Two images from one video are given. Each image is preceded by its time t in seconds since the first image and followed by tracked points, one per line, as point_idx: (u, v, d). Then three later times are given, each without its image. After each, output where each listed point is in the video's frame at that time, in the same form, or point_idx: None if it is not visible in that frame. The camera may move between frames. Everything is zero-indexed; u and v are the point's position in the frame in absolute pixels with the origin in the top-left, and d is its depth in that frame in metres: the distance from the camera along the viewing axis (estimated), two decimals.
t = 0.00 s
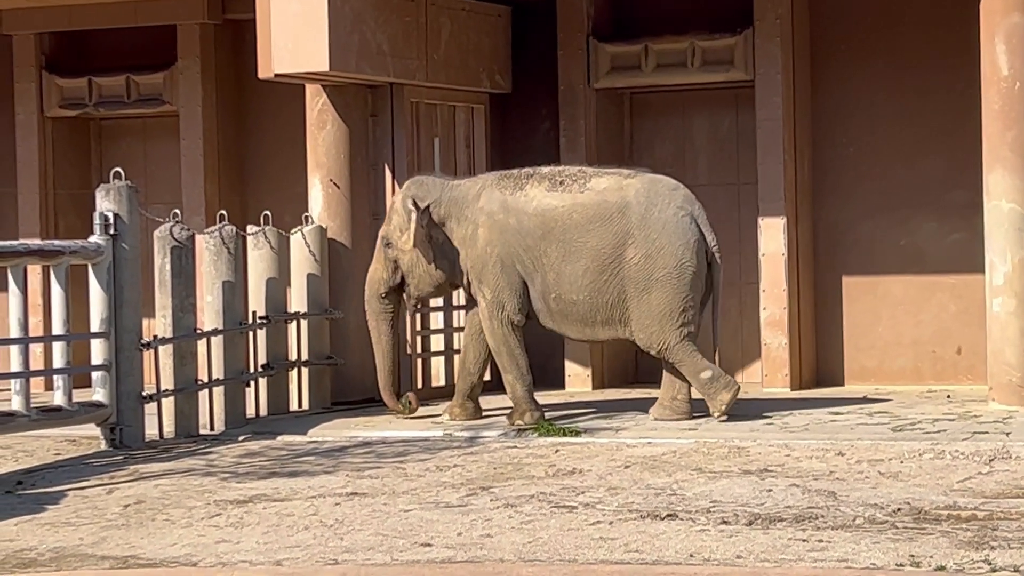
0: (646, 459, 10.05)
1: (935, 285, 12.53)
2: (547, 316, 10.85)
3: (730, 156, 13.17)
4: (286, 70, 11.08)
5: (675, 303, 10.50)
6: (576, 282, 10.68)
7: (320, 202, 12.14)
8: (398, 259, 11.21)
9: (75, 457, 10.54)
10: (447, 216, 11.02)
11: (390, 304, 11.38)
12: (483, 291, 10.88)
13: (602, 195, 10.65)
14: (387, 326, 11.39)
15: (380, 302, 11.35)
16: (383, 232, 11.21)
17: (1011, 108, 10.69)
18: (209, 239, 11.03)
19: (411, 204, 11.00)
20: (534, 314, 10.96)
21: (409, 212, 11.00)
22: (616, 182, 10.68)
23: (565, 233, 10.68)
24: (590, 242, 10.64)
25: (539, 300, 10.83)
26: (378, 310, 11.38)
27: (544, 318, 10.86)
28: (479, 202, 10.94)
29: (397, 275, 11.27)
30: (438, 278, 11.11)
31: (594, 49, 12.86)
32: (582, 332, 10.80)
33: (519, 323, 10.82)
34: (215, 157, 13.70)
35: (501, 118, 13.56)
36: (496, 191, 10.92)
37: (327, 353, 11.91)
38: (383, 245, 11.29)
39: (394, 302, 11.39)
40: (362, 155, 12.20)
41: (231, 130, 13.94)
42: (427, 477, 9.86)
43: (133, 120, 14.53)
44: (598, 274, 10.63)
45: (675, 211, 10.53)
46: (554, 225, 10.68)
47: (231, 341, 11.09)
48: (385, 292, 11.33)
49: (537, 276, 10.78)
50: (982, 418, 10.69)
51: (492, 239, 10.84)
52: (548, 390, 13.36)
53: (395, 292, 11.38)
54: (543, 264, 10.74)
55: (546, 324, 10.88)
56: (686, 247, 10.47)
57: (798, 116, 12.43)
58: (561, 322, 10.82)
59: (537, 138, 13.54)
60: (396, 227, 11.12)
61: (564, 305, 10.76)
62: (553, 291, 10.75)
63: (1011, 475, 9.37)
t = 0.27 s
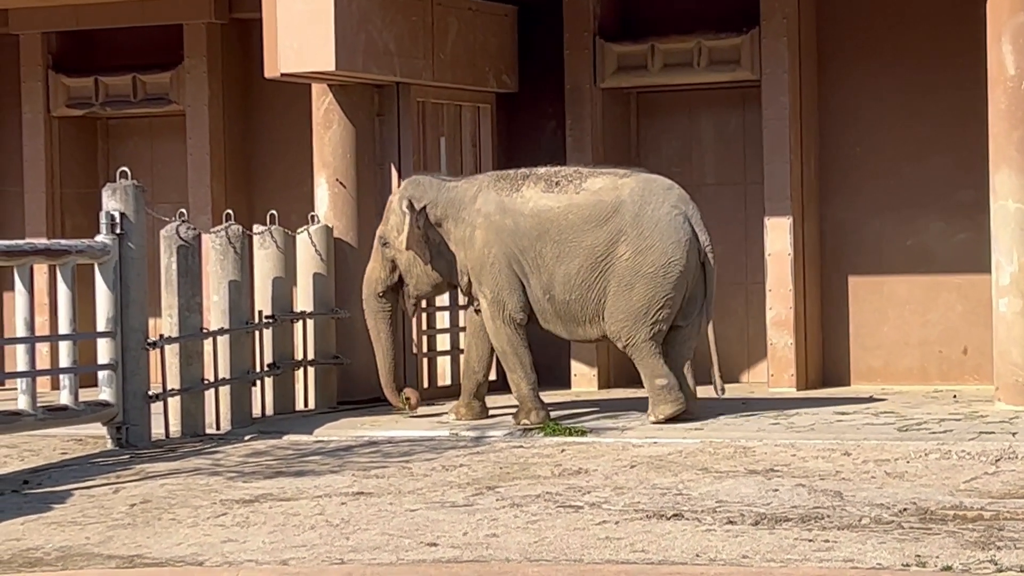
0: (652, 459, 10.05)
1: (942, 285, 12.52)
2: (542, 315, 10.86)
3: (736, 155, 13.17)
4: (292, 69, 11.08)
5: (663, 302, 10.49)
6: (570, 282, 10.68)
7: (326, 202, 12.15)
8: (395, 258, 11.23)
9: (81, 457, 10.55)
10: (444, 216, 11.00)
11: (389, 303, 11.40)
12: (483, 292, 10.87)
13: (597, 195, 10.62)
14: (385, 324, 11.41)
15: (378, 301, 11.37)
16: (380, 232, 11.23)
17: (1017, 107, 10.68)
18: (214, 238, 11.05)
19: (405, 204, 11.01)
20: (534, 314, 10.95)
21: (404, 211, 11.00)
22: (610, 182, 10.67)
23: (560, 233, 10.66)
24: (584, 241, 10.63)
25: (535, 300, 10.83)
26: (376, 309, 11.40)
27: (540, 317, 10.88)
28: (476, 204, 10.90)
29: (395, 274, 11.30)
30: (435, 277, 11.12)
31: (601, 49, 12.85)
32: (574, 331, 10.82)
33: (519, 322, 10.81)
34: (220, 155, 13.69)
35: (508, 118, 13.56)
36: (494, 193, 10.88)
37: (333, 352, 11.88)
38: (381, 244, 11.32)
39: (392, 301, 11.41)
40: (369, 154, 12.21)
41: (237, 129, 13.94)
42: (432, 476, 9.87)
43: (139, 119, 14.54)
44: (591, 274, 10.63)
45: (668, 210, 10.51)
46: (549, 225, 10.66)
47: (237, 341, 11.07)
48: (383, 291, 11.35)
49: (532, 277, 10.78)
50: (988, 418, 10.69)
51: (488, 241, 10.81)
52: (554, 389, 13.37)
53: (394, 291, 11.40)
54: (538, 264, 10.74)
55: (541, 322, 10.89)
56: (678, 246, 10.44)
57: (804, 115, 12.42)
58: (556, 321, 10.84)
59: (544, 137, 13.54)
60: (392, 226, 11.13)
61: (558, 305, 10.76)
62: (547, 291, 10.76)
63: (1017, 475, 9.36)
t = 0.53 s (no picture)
0: (657, 459, 10.05)
1: (948, 286, 12.52)
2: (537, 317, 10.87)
3: (741, 156, 13.18)
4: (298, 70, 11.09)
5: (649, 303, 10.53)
6: (562, 284, 10.68)
7: (332, 202, 12.16)
8: (392, 258, 11.23)
9: (87, 457, 10.55)
10: (442, 218, 10.99)
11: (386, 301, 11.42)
12: (482, 293, 10.89)
13: (590, 197, 10.61)
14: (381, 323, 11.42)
15: (374, 300, 11.38)
16: (378, 230, 11.23)
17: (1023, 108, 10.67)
18: (221, 237, 11.03)
19: (402, 205, 10.98)
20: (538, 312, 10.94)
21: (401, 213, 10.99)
22: (603, 184, 10.65)
23: (553, 235, 10.65)
24: (576, 243, 10.63)
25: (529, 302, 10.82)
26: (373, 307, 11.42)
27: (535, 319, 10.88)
28: (472, 206, 10.89)
29: (392, 273, 11.31)
30: (432, 278, 11.12)
31: (606, 50, 12.86)
32: (568, 333, 10.85)
33: (530, 319, 10.80)
34: (226, 155, 13.70)
35: (513, 119, 13.56)
36: (490, 195, 10.87)
37: (338, 352, 11.89)
38: (379, 243, 11.32)
39: (389, 299, 11.42)
40: (375, 155, 12.21)
41: (243, 129, 13.95)
42: (438, 476, 9.87)
43: (145, 119, 14.55)
44: (583, 275, 10.64)
45: (659, 212, 10.52)
46: (542, 227, 10.66)
47: (243, 341, 11.08)
48: (379, 290, 11.35)
49: (526, 279, 10.77)
50: (994, 419, 10.69)
51: (484, 245, 10.80)
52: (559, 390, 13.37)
53: (392, 290, 11.41)
54: (532, 266, 10.73)
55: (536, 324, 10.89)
56: (668, 248, 10.47)
57: (810, 117, 12.42)
58: (550, 322, 10.84)
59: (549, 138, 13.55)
60: (390, 226, 11.12)
61: (551, 307, 10.77)
62: (541, 293, 10.77)
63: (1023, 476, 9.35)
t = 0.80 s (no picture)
0: (663, 461, 10.05)
1: (954, 288, 12.51)
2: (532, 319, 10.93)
3: (747, 157, 13.18)
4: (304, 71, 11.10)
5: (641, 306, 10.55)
6: (555, 286, 10.73)
7: (338, 204, 12.15)
8: (390, 258, 11.27)
9: (92, 458, 10.56)
10: (439, 218, 11.05)
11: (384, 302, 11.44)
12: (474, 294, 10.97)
13: (583, 199, 10.65)
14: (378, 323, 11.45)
15: (372, 300, 11.42)
16: (376, 231, 11.24)
17: None
18: (226, 239, 11.04)
19: (402, 206, 11.04)
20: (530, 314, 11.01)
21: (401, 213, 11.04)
22: (597, 186, 10.68)
23: (547, 238, 10.70)
24: (570, 245, 10.68)
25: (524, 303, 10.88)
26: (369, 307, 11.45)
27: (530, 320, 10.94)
28: (469, 209, 10.96)
29: (390, 273, 11.35)
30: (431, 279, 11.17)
31: (612, 52, 12.86)
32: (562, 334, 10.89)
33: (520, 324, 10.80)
34: (232, 156, 13.70)
35: (519, 120, 13.57)
36: (487, 197, 10.94)
37: (344, 354, 11.92)
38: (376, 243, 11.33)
39: (386, 300, 11.45)
40: (381, 156, 12.22)
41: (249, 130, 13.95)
42: (443, 478, 9.87)
43: (151, 121, 14.56)
44: (576, 278, 10.68)
45: (651, 215, 10.53)
46: (536, 230, 10.72)
47: (249, 342, 11.09)
48: (377, 290, 11.39)
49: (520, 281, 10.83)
50: (1000, 421, 10.69)
51: (480, 247, 10.88)
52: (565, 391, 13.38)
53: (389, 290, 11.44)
54: (526, 269, 10.79)
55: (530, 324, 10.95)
56: (660, 251, 10.49)
57: (815, 118, 12.41)
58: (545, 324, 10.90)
59: (555, 139, 13.55)
60: (388, 227, 11.15)
61: (546, 309, 10.82)
62: (535, 295, 10.82)
63: None
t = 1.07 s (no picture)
0: (669, 463, 10.04)
1: (961, 289, 12.50)
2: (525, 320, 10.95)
3: (753, 158, 13.18)
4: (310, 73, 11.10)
5: (632, 307, 10.54)
6: (547, 287, 10.76)
7: (344, 205, 12.15)
8: (389, 259, 11.32)
9: (99, 459, 10.56)
10: (435, 219, 11.12)
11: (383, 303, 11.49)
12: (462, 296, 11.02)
13: (577, 200, 10.71)
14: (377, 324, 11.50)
15: (371, 300, 11.47)
16: (376, 231, 11.32)
17: None
18: (233, 240, 11.05)
19: (399, 206, 11.12)
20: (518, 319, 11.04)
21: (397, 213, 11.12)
22: (591, 188, 10.74)
23: (540, 238, 10.76)
24: (563, 246, 10.72)
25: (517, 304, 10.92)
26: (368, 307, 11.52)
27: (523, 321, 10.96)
28: (466, 210, 11.03)
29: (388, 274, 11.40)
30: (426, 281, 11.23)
31: (618, 54, 12.86)
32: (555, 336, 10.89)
33: (498, 339, 10.89)
34: (238, 157, 13.71)
35: (525, 122, 13.57)
36: (484, 198, 11.02)
37: (350, 355, 11.93)
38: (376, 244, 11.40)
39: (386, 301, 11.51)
40: (387, 157, 12.22)
41: (254, 132, 13.96)
42: (449, 479, 9.87)
43: (157, 122, 14.57)
44: (567, 278, 10.71)
45: (644, 216, 10.56)
46: (529, 230, 10.78)
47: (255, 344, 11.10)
48: (376, 290, 11.44)
49: (513, 282, 10.87)
50: (1006, 424, 10.69)
51: (474, 247, 10.95)
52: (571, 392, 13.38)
53: (388, 292, 11.50)
54: (518, 269, 10.83)
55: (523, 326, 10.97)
56: (651, 252, 10.50)
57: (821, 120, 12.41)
58: (537, 325, 10.91)
59: (561, 141, 13.56)
60: (387, 227, 11.22)
61: (538, 310, 10.84)
62: (527, 296, 10.85)
63: None
